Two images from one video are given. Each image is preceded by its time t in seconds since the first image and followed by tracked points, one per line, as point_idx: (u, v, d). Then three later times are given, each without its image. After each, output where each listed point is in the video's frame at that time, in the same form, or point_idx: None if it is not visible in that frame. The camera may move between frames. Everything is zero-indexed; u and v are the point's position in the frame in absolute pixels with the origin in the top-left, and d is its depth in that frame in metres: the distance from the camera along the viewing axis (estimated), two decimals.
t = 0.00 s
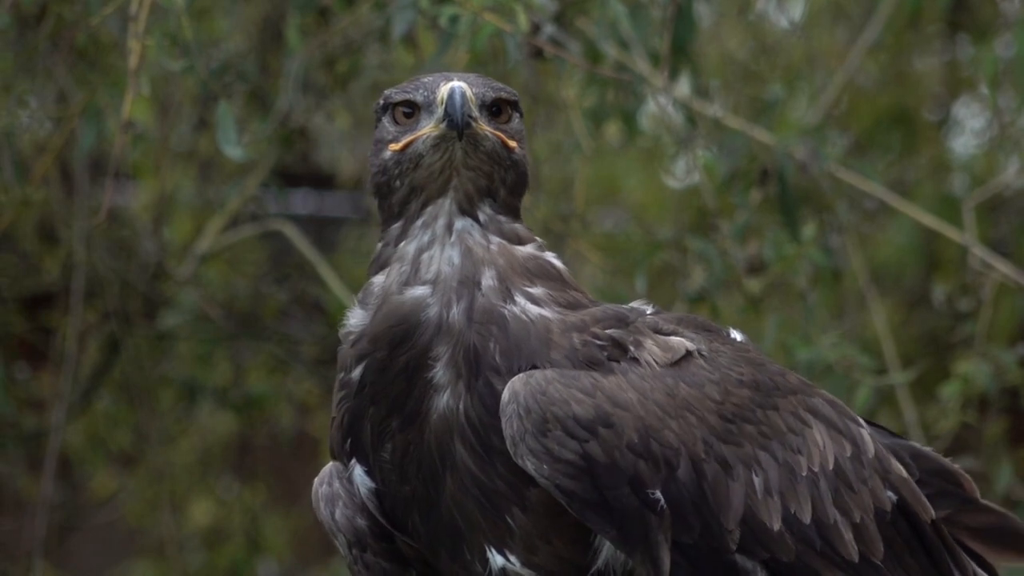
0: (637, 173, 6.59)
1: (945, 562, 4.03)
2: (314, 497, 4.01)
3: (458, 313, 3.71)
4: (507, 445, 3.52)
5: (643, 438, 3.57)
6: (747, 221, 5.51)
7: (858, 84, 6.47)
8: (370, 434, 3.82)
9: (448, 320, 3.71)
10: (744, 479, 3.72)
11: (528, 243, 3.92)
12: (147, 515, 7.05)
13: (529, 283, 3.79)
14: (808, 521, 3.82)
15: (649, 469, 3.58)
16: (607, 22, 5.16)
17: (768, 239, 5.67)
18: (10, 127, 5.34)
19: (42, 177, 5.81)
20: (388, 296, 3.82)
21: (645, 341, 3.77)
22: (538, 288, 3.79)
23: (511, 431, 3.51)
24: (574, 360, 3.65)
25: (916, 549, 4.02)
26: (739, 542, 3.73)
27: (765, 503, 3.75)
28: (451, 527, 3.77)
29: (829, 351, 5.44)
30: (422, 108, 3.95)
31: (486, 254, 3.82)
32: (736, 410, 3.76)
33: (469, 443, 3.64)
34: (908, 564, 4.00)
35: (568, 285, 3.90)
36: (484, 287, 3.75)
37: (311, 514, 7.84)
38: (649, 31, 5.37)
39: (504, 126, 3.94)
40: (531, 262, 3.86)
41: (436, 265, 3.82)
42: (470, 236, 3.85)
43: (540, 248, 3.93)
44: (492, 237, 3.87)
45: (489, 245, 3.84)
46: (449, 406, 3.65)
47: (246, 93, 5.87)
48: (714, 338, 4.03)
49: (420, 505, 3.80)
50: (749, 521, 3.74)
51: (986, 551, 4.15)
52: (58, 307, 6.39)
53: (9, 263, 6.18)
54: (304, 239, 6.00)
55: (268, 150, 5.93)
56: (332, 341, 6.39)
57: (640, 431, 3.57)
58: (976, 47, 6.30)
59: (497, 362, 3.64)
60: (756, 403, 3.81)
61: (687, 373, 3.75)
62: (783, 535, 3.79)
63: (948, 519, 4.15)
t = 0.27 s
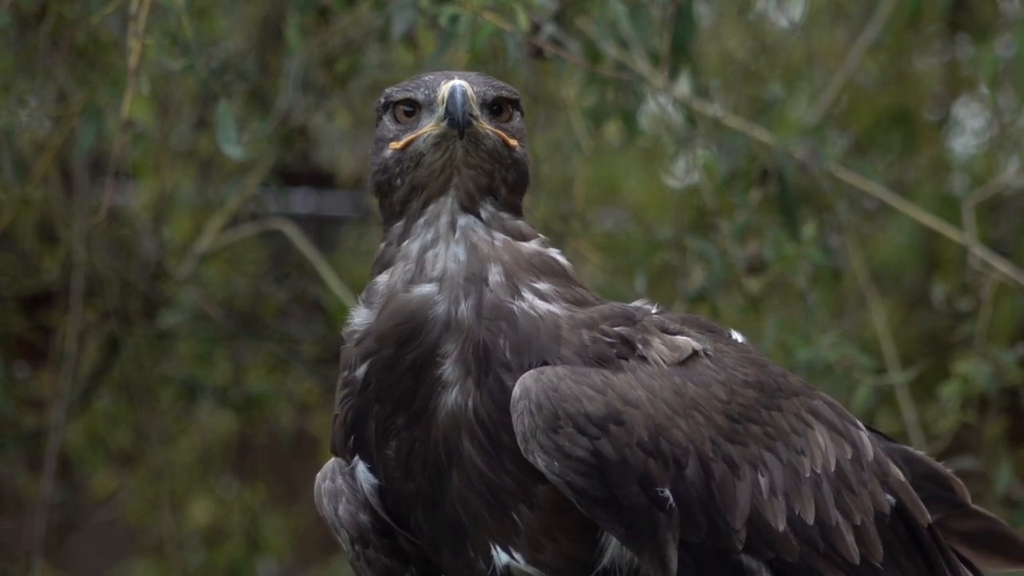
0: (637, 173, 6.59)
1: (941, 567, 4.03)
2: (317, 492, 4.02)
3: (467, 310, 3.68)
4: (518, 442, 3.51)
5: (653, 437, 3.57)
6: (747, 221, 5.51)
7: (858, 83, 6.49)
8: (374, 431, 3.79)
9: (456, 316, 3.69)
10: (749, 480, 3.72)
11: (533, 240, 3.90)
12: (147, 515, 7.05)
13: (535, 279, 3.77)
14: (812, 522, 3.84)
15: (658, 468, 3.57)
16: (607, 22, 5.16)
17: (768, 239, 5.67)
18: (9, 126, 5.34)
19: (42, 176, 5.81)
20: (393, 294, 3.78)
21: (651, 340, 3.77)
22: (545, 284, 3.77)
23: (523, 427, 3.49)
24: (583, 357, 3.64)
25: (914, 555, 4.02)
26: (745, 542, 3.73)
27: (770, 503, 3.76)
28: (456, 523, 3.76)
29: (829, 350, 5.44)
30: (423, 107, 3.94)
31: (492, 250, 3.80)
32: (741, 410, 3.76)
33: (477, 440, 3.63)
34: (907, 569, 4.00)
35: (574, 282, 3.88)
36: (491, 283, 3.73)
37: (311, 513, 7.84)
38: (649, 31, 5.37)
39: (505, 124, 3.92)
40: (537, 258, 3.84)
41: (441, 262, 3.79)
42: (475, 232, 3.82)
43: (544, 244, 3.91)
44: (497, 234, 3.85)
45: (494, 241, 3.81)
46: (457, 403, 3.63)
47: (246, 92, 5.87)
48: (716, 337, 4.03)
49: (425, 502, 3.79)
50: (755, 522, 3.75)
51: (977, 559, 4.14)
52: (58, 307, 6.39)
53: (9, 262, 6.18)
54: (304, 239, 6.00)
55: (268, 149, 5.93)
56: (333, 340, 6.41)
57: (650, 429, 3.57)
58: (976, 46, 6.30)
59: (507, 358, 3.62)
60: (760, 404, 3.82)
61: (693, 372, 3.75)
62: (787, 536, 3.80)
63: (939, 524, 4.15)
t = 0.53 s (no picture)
0: (637, 173, 6.60)
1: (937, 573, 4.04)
2: (321, 486, 3.97)
3: (478, 307, 3.64)
4: (526, 443, 3.50)
5: (660, 441, 3.56)
6: (747, 220, 5.51)
7: (858, 83, 6.50)
8: (380, 429, 3.78)
9: (467, 314, 3.64)
10: (753, 485, 3.73)
11: (540, 238, 3.85)
12: (147, 515, 7.05)
13: (545, 274, 3.73)
14: (812, 528, 3.85)
15: (664, 472, 3.57)
16: (607, 22, 5.16)
17: (767, 239, 5.67)
18: (10, 126, 5.34)
19: (42, 176, 5.81)
20: (401, 294, 3.73)
21: (659, 342, 3.75)
22: (554, 279, 3.74)
23: (531, 428, 3.48)
24: (593, 359, 3.62)
25: (909, 562, 4.03)
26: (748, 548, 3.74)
27: (773, 510, 3.77)
28: (460, 522, 3.76)
29: (829, 350, 5.44)
30: (449, 107, 3.78)
31: (502, 246, 3.74)
32: (745, 414, 3.76)
33: (484, 437, 3.61)
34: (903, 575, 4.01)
35: (583, 279, 3.85)
36: (501, 279, 3.67)
37: (310, 513, 7.85)
38: (649, 31, 5.37)
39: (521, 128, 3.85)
40: (547, 255, 3.79)
41: (450, 261, 3.73)
42: (484, 230, 3.75)
43: (551, 241, 3.87)
44: (505, 231, 3.79)
45: (505, 239, 3.76)
46: (466, 401, 3.62)
47: (246, 92, 5.87)
48: (721, 339, 4.02)
49: (430, 500, 3.78)
50: (758, 528, 3.76)
51: (968, 562, 4.14)
52: (58, 307, 6.39)
53: (9, 263, 6.18)
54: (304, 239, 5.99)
55: (269, 149, 5.92)
56: (334, 340, 6.41)
57: (657, 433, 3.56)
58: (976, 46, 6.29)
59: (518, 357, 3.60)
60: (765, 409, 3.82)
61: (699, 376, 3.74)
62: (789, 543, 3.82)
63: (933, 528, 4.15)
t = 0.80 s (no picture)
0: (635, 172, 6.60)
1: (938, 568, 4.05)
2: (323, 486, 3.97)
3: (482, 305, 3.64)
4: (530, 443, 3.50)
5: (663, 440, 3.56)
6: (745, 221, 5.54)
7: (855, 84, 6.54)
8: (382, 427, 3.78)
9: (471, 312, 3.64)
10: (755, 484, 3.73)
11: (546, 236, 3.84)
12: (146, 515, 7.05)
13: (550, 275, 3.73)
14: (814, 526, 3.85)
15: (668, 472, 3.57)
16: (605, 22, 5.16)
17: (766, 239, 5.66)
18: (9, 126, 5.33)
19: (41, 176, 5.81)
20: (405, 290, 3.73)
21: (662, 341, 3.75)
22: (559, 280, 3.73)
23: (534, 428, 3.48)
24: (596, 359, 3.62)
25: (910, 559, 4.04)
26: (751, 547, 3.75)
27: (775, 508, 3.77)
28: (462, 520, 3.76)
29: (828, 350, 5.44)
30: (465, 103, 3.77)
31: (508, 246, 3.73)
32: (747, 412, 3.76)
33: (487, 435, 3.62)
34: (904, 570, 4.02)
35: (587, 278, 3.85)
36: (508, 279, 3.67)
37: (309, 512, 7.86)
38: (648, 30, 5.37)
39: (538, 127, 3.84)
40: (553, 254, 3.78)
41: (457, 258, 3.72)
42: (493, 228, 3.74)
43: (556, 239, 3.87)
44: (513, 230, 3.77)
45: (512, 238, 3.75)
46: (469, 399, 3.62)
47: (244, 92, 5.87)
48: (722, 336, 4.02)
49: (432, 499, 3.78)
50: (760, 526, 3.77)
51: (967, 555, 4.15)
52: (57, 307, 6.38)
53: (8, 263, 6.16)
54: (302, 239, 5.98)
55: (267, 150, 5.91)
56: (333, 341, 6.43)
57: (660, 433, 3.55)
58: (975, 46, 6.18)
59: (521, 357, 3.60)
60: (766, 407, 3.82)
61: (702, 375, 3.73)
62: (791, 541, 3.82)
63: (932, 522, 4.16)
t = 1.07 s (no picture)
0: (634, 173, 6.60)
1: (939, 564, 4.05)
2: (323, 484, 3.96)
3: (486, 300, 3.65)
4: (530, 439, 3.50)
5: (663, 437, 3.56)
6: (742, 221, 5.57)
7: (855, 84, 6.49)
8: (382, 422, 3.77)
9: (474, 306, 3.65)
10: (756, 481, 3.73)
11: (550, 234, 3.85)
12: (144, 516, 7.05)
13: (555, 273, 3.73)
14: (814, 522, 3.85)
15: (668, 469, 3.57)
16: (604, 23, 5.16)
17: (765, 239, 5.66)
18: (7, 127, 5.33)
19: (38, 176, 5.80)
20: (411, 281, 3.73)
21: (662, 338, 3.76)
22: (564, 278, 3.74)
23: (534, 424, 3.48)
24: (597, 356, 3.62)
25: (911, 555, 4.04)
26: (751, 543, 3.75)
27: (776, 504, 3.77)
28: (463, 516, 3.76)
29: (826, 350, 5.44)
30: (479, 98, 3.79)
31: (514, 242, 3.74)
32: (747, 409, 3.76)
33: (487, 432, 3.62)
34: (905, 567, 4.02)
35: (589, 275, 3.85)
36: (512, 276, 3.68)
37: (306, 512, 7.86)
38: (647, 31, 5.36)
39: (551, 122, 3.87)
40: (559, 252, 3.79)
41: (463, 252, 3.73)
42: (502, 224, 3.75)
43: (560, 237, 3.88)
44: (521, 227, 3.78)
45: (519, 234, 3.75)
46: (468, 395, 3.62)
47: (242, 93, 5.86)
48: (722, 333, 4.02)
49: (431, 495, 3.78)
50: (760, 523, 3.77)
51: (967, 552, 4.16)
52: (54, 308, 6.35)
53: (6, 263, 6.17)
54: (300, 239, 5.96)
55: (265, 150, 5.89)
56: (331, 340, 6.45)
57: (661, 429, 3.56)
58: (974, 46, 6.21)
59: (521, 353, 3.60)
60: (766, 404, 3.82)
61: (703, 372, 3.74)
62: (792, 537, 3.82)
63: (933, 520, 4.16)
